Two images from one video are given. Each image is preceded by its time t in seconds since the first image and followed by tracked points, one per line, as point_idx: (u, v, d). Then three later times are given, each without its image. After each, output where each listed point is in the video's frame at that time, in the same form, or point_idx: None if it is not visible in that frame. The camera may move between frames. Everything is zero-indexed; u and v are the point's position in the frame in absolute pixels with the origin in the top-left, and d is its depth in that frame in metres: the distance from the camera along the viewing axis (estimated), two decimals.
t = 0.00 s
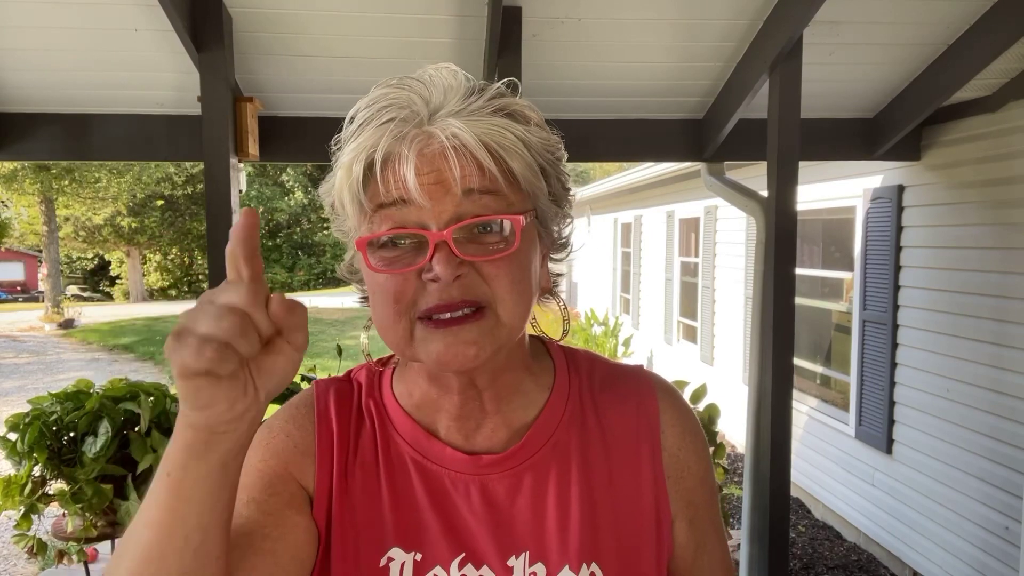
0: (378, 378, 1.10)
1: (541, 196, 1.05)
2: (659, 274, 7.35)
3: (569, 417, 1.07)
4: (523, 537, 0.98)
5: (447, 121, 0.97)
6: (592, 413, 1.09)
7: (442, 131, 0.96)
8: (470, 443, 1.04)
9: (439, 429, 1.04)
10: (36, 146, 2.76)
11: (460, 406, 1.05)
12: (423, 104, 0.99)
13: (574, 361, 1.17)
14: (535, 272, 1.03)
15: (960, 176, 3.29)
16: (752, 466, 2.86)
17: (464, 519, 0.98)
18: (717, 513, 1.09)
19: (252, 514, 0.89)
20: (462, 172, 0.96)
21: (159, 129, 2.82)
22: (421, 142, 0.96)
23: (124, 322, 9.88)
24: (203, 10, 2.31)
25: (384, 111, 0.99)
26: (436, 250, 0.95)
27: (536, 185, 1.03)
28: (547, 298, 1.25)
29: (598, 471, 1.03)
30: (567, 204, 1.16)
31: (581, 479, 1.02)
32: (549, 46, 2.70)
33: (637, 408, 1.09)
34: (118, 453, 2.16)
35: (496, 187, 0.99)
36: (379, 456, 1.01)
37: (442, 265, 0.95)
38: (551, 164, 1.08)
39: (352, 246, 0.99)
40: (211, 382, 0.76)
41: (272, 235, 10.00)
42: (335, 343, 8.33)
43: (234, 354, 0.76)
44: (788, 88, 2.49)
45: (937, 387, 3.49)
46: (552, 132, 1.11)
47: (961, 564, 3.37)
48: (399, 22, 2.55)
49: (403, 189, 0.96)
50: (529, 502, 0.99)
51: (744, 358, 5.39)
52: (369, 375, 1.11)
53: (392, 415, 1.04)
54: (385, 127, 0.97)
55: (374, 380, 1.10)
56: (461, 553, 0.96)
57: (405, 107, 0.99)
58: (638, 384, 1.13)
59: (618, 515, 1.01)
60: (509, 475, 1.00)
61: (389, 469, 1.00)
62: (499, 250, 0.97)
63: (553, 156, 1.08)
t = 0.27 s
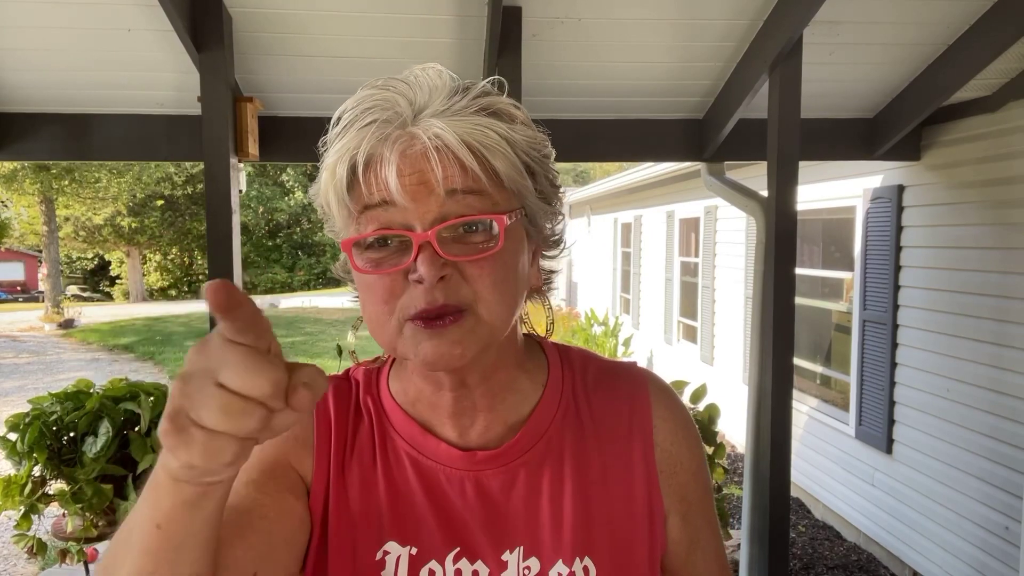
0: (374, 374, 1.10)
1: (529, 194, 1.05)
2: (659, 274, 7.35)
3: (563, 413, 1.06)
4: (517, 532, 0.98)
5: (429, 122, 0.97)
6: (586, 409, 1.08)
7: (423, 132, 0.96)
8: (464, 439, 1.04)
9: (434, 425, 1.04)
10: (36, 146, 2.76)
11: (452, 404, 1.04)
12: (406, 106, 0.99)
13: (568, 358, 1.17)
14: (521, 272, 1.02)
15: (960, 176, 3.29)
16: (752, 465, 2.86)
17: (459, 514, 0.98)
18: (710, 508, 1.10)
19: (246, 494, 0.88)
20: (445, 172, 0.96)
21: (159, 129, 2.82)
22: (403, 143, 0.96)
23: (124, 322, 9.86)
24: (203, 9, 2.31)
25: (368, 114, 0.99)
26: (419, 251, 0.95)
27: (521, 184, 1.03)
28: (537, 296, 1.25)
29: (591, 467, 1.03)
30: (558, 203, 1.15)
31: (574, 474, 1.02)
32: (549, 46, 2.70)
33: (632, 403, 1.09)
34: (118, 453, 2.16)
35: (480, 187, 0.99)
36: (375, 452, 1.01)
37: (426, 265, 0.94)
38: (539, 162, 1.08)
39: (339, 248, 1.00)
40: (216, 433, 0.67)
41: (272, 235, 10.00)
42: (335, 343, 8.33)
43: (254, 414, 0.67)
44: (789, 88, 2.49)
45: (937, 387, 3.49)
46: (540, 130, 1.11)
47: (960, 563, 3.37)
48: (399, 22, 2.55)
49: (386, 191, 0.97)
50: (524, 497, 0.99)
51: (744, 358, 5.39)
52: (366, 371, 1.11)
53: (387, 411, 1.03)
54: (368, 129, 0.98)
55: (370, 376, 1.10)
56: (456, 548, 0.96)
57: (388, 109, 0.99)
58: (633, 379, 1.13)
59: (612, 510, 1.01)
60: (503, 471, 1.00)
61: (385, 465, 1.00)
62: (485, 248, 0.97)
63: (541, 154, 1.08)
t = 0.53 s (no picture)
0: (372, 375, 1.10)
1: (521, 193, 1.04)
2: (659, 274, 7.34)
3: (559, 414, 1.06)
4: (515, 534, 0.98)
5: (420, 121, 0.97)
6: (582, 410, 1.08)
7: (413, 130, 0.96)
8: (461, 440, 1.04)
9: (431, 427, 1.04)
10: (36, 146, 2.76)
11: (447, 405, 1.04)
12: (398, 105, 1.00)
13: (564, 360, 1.17)
14: (513, 270, 1.02)
15: (960, 176, 3.29)
16: (752, 465, 2.86)
17: (455, 516, 0.98)
18: (706, 509, 1.10)
19: (249, 495, 0.89)
20: (435, 171, 0.96)
21: (159, 129, 2.82)
22: (394, 142, 0.96)
23: (123, 322, 9.91)
24: (203, 9, 2.31)
25: (360, 112, 0.99)
26: (411, 248, 0.95)
27: (513, 183, 1.03)
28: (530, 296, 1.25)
29: (588, 469, 1.03)
30: (551, 202, 1.15)
31: (571, 476, 1.02)
32: (549, 46, 2.70)
33: (628, 405, 1.09)
34: (117, 453, 2.16)
35: (471, 187, 0.99)
36: (372, 453, 1.01)
37: (417, 262, 0.94)
38: (532, 161, 1.07)
39: (330, 246, 1.00)
40: (229, 441, 0.68)
41: (271, 235, 10.00)
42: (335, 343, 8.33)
43: (268, 419, 0.67)
44: (789, 88, 2.48)
45: (937, 387, 3.49)
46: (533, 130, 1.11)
47: (960, 563, 3.37)
48: (399, 22, 2.55)
49: (377, 189, 0.97)
50: (521, 499, 0.99)
51: (744, 358, 5.39)
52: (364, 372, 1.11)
53: (384, 413, 1.03)
54: (359, 128, 0.98)
55: (368, 377, 1.10)
56: (453, 550, 0.96)
57: (379, 107, 0.99)
58: (628, 381, 1.13)
59: (609, 512, 1.01)
60: (499, 473, 1.00)
61: (382, 467, 1.00)
62: (476, 246, 0.96)
63: (533, 154, 1.08)
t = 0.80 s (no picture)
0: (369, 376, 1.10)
1: (515, 194, 1.04)
2: (659, 274, 7.35)
3: (556, 416, 1.06)
4: (512, 536, 0.98)
5: (412, 123, 0.97)
6: (579, 411, 1.08)
7: (405, 134, 0.96)
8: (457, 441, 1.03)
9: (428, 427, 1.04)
10: (37, 146, 2.77)
11: (443, 406, 1.03)
12: (391, 107, 0.99)
13: (561, 360, 1.16)
14: (508, 273, 1.02)
15: (960, 176, 3.29)
16: (752, 465, 2.86)
17: (452, 517, 0.98)
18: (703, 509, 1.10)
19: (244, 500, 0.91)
20: (429, 176, 0.96)
21: (159, 129, 2.82)
22: (387, 145, 0.96)
23: (123, 322, 9.84)
24: (203, 10, 2.31)
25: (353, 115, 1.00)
26: (404, 254, 0.95)
27: (507, 185, 1.02)
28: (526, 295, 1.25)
29: (585, 469, 1.03)
30: (545, 200, 1.15)
31: (567, 476, 1.02)
32: (548, 46, 2.70)
33: (625, 405, 1.09)
34: (117, 453, 2.16)
35: (467, 189, 0.98)
36: (370, 454, 1.01)
37: (412, 268, 0.94)
38: (524, 161, 1.07)
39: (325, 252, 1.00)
40: (199, 460, 0.68)
41: (271, 235, 10.00)
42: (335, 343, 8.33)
43: (237, 434, 0.68)
44: (789, 88, 2.49)
45: (937, 387, 3.49)
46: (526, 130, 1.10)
47: (960, 563, 3.37)
48: (400, 22, 2.55)
49: (369, 195, 0.97)
50: (517, 499, 0.99)
51: (744, 358, 5.39)
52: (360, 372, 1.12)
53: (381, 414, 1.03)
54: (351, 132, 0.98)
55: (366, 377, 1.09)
56: (450, 551, 0.96)
57: (372, 110, 0.99)
58: (625, 381, 1.13)
59: (605, 512, 1.01)
60: (496, 474, 1.00)
61: (379, 467, 1.00)
62: (470, 251, 0.97)
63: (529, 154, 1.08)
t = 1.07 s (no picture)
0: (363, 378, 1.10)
1: (503, 192, 1.04)
2: (659, 274, 7.35)
3: (551, 417, 1.05)
4: (507, 537, 0.98)
5: (395, 123, 0.96)
6: (576, 410, 1.08)
7: (388, 134, 0.95)
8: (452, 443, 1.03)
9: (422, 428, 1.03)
10: (37, 146, 2.77)
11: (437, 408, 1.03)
12: (371, 106, 0.98)
13: (557, 359, 1.16)
14: (498, 272, 1.02)
15: (960, 176, 3.29)
16: (752, 465, 2.86)
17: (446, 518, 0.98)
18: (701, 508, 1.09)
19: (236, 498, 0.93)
20: (416, 176, 0.95)
21: (160, 129, 2.82)
22: (370, 147, 0.95)
23: (123, 322, 9.91)
24: (203, 10, 2.31)
25: (331, 117, 0.98)
26: (393, 258, 0.95)
27: (495, 183, 1.02)
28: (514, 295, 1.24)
29: (581, 470, 1.03)
30: (533, 196, 1.14)
31: (563, 477, 1.01)
32: (548, 46, 2.70)
33: (623, 404, 1.08)
34: (117, 453, 2.16)
35: (454, 189, 0.98)
36: (364, 457, 1.01)
37: (401, 272, 0.94)
38: (511, 159, 1.07)
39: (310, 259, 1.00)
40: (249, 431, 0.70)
41: (271, 235, 10.00)
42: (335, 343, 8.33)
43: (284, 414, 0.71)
44: (789, 88, 2.49)
45: (937, 387, 3.49)
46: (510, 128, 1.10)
47: (960, 563, 3.37)
48: (400, 22, 2.55)
49: (355, 200, 0.96)
50: (512, 500, 0.99)
51: (744, 358, 5.39)
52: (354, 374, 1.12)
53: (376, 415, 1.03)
54: (330, 134, 0.97)
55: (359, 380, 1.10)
56: (444, 552, 0.96)
57: (351, 112, 0.97)
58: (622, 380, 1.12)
59: (601, 513, 1.01)
60: (491, 474, 0.99)
61: (373, 470, 1.00)
62: (461, 252, 0.97)
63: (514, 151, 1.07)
